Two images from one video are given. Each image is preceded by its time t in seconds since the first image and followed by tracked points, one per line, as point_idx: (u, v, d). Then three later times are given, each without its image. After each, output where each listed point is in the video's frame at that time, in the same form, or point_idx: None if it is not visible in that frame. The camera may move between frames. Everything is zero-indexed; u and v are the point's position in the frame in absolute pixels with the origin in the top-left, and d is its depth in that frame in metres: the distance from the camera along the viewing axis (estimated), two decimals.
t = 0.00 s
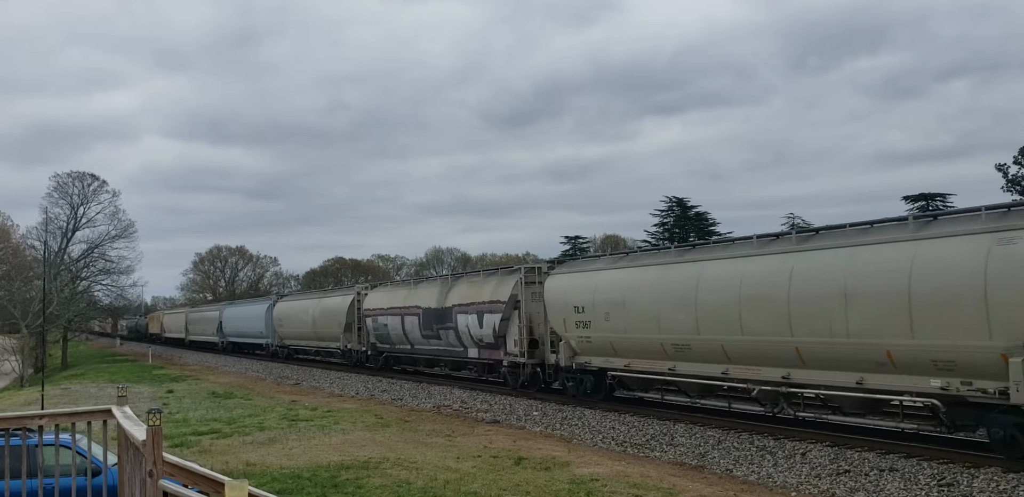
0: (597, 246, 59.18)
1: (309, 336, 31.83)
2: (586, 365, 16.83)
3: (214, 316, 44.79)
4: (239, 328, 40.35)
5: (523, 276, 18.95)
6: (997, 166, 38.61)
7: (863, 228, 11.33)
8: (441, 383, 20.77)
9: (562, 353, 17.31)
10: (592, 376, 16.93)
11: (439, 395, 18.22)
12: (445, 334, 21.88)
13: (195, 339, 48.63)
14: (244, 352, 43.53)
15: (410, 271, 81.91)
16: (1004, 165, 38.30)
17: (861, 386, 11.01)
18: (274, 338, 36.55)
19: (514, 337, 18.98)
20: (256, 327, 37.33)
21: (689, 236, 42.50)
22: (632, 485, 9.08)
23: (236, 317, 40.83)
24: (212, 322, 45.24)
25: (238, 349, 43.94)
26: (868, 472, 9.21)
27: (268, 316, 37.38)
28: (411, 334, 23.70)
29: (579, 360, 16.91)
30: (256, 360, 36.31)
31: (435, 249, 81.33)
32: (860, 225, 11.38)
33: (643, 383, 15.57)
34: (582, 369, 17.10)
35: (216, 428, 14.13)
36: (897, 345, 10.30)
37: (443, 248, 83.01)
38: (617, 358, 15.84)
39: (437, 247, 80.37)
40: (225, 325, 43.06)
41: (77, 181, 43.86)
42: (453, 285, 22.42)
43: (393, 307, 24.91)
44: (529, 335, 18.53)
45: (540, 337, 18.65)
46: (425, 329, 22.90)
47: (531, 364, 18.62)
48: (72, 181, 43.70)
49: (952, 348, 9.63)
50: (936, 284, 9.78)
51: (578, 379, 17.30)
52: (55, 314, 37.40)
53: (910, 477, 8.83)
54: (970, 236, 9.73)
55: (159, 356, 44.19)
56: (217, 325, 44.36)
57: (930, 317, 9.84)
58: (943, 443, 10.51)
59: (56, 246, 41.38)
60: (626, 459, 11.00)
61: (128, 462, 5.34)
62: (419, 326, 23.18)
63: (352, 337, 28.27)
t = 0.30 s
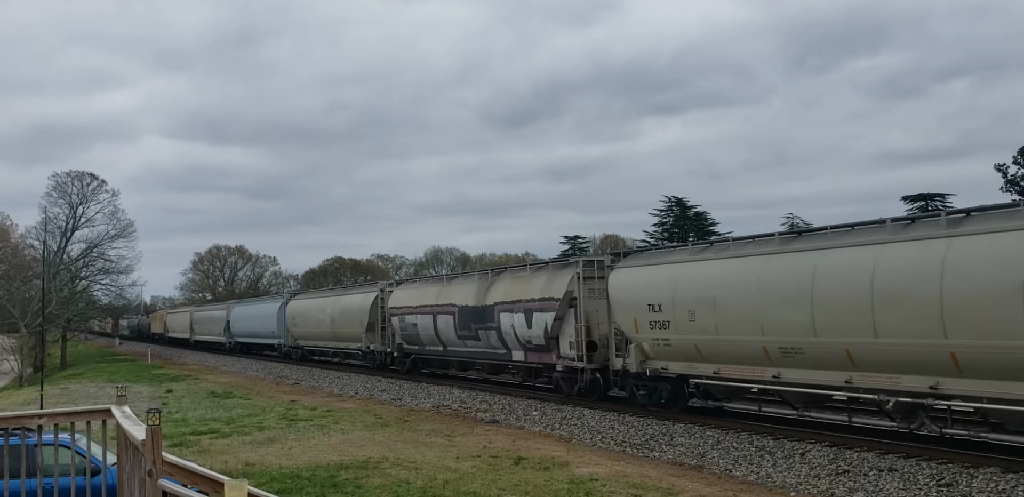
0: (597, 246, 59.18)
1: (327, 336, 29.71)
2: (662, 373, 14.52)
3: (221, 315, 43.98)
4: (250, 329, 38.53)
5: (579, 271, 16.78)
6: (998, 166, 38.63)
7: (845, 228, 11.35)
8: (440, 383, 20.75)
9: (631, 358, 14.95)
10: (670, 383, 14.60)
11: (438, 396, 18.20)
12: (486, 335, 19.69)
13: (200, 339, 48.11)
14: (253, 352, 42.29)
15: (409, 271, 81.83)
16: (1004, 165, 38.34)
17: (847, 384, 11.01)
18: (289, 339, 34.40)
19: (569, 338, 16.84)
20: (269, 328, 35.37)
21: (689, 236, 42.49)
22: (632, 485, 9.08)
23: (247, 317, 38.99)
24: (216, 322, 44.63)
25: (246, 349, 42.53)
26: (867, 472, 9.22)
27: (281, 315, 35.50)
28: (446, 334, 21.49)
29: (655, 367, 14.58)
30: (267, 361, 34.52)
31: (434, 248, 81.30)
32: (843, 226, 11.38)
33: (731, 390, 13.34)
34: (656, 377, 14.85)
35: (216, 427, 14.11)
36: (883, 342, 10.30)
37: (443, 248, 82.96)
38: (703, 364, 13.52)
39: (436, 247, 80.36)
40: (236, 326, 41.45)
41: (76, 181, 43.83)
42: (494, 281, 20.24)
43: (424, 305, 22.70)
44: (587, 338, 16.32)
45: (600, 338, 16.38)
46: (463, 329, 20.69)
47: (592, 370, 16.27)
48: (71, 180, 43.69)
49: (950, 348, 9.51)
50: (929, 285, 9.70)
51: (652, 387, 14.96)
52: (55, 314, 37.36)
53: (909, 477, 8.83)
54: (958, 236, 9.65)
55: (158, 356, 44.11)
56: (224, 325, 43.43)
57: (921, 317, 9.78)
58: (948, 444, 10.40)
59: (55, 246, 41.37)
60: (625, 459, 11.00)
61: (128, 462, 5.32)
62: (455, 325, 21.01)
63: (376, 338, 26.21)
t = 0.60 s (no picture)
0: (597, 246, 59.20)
1: (350, 338, 28.26)
2: (764, 382, 12.68)
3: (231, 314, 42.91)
4: (265, 329, 37.22)
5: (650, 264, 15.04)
6: (998, 166, 38.66)
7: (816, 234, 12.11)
8: (440, 384, 20.75)
9: (724, 365, 13.10)
10: (773, 394, 12.64)
11: (438, 396, 18.19)
12: (536, 337, 18.05)
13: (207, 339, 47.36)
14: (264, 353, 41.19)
15: (409, 271, 81.82)
16: (1005, 165, 38.37)
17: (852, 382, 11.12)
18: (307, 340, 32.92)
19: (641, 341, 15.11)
20: (284, 329, 34.07)
21: (689, 236, 42.51)
22: (631, 485, 9.08)
23: (261, 318, 37.68)
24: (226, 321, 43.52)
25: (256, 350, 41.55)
26: (866, 472, 9.23)
27: (297, 315, 34.18)
28: (488, 336, 19.86)
29: (756, 376, 12.67)
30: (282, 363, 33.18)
31: (434, 249, 81.29)
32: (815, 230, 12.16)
33: (850, 403, 11.58)
34: (754, 386, 12.96)
35: (215, 427, 14.11)
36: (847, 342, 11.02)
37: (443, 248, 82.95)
38: (818, 372, 11.72)
39: (436, 247, 80.39)
40: (248, 326, 40.17)
41: (76, 181, 43.84)
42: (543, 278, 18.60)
43: (461, 304, 21.08)
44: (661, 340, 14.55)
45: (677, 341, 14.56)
46: (507, 329, 19.07)
47: (669, 378, 14.45)
48: (71, 180, 43.69)
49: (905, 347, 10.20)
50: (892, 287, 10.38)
51: (750, 397, 12.97)
52: (54, 313, 37.36)
53: (909, 478, 8.84)
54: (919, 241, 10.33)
55: (158, 356, 44.06)
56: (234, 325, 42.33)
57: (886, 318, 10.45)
58: (946, 444, 10.44)
59: (55, 246, 41.39)
60: (625, 459, 11.01)
61: (127, 462, 5.32)
62: (498, 325, 19.41)
63: (404, 338, 24.71)
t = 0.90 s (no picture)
0: (597, 246, 59.25)
1: (375, 338, 26.37)
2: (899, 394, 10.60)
3: (242, 313, 41.48)
4: (279, 329, 35.47)
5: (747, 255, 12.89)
6: (998, 166, 38.69)
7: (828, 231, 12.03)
8: (440, 383, 20.78)
9: (850, 373, 10.90)
10: (912, 408, 10.56)
11: (438, 396, 18.20)
12: (598, 339, 16.00)
13: (214, 339, 46.47)
14: (275, 354, 39.70)
15: (410, 271, 81.84)
16: (1004, 165, 38.41)
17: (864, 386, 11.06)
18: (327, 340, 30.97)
19: (734, 345, 13.02)
20: (301, 328, 32.27)
21: (688, 236, 42.56)
22: (632, 485, 9.08)
23: (276, 317, 35.88)
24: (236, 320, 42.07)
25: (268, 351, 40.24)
26: (866, 472, 9.23)
27: (314, 314, 32.39)
28: (538, 338, 17.88)
29: (893, 387, 10.61)
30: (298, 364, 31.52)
31: (434, 249, 81.28)
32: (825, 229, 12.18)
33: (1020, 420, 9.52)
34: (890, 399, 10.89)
35: (215, 427, 14.10)
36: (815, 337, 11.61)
37: (443, 248, 82.97)
38: (980, 382, 9.65)
39: (436, 247, 80.42)
40: (260, 326, 38.47)
41: (76, 180, 43.83)
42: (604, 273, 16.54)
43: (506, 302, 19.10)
44: (760, 344, 12.48)
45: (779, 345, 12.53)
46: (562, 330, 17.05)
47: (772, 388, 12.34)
48: (71, 180, 43.68)
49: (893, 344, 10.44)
50: (908, 285, 10.22)
51: (883, 411, 10.88)
52: (54, 313, 37.34)
53: (908, 478, 8.84)
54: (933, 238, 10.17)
55: (158, 356, 44.03)
56: (245, 324, 40.91)
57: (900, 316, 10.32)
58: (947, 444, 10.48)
59: (55, 246, 41.41)
60: (625, 459, 11.01)
61: (128, 462, 5.33)
62: (554, 326, 17.33)
63: (437, 340, 22.76)
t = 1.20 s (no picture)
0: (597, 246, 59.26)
1: (405, 340, 24.17)
2: None
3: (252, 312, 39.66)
4: (294, 329, 33.42)
5: (879, 241, 10.53)
6: (997, 167, 38.69)
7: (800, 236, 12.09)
8: (440, 382, 20.77)
9: None
10: None
11: (437, 395, 18.21)
12: (678, 342, 13.71)
13: (219, 340, 45.10)
14: (287, 355, 37.79)
15: (409, 271, 81.79)
16: (1004, 166, 38.42)
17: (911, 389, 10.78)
18: (349, 341, 28.80)
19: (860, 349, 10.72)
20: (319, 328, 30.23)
21: (688, 236, 42.56)
22: (631, 485, 9.08)
23: (290, 317, 33.82)
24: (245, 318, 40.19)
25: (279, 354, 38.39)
26: (867, 473, 9.22)
27: (332, 313, 30.38)
28: (599, 340, 15.70)
29: None
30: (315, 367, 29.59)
31: (434, 248, 81.24)
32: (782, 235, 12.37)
33: None
34: None
35: (215, 427, 14.09)
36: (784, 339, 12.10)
37: (443, 248, 82.93)
38: None
39: (436, 247, 80.40)
40: (273, 326, 36.49)
41: (75, 180, 43.82)
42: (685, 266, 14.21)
43: (560, 300, 16.84)
44: (897, 347, 10.24)
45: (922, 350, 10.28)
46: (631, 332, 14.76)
47: (918, 403, 10.05)
48: (70, 180, 43.65)
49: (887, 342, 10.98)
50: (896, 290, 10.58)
51: None
52: (54, 313, 37.32)
53: (908, 478, 8.83)
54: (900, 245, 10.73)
55: (158, 356, 44.00)
56: (256, 325, 39.04)
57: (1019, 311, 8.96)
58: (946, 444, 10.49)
59: (55, 245, 41.41)
60: (625, 459, 11.01)
61: (128, 462, 5.31)
62: (622, 326, 15.02)
63: (475, 341, 20.55)
